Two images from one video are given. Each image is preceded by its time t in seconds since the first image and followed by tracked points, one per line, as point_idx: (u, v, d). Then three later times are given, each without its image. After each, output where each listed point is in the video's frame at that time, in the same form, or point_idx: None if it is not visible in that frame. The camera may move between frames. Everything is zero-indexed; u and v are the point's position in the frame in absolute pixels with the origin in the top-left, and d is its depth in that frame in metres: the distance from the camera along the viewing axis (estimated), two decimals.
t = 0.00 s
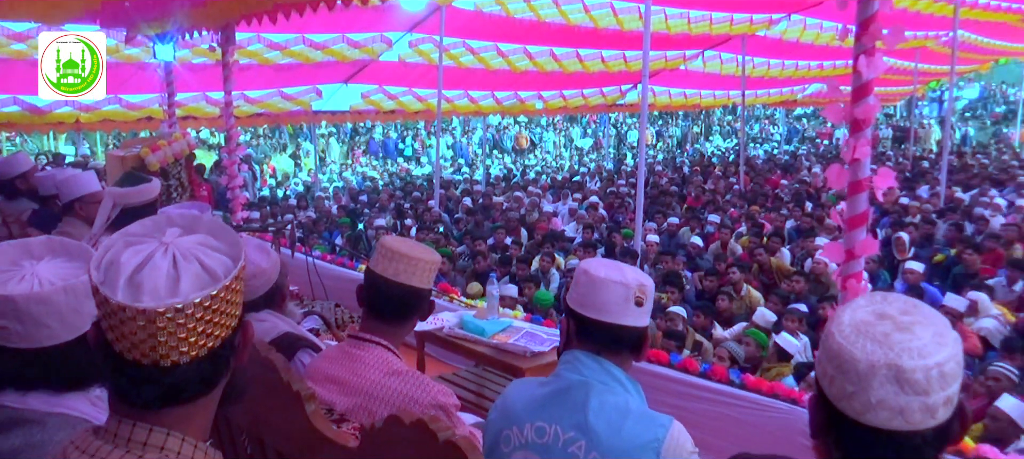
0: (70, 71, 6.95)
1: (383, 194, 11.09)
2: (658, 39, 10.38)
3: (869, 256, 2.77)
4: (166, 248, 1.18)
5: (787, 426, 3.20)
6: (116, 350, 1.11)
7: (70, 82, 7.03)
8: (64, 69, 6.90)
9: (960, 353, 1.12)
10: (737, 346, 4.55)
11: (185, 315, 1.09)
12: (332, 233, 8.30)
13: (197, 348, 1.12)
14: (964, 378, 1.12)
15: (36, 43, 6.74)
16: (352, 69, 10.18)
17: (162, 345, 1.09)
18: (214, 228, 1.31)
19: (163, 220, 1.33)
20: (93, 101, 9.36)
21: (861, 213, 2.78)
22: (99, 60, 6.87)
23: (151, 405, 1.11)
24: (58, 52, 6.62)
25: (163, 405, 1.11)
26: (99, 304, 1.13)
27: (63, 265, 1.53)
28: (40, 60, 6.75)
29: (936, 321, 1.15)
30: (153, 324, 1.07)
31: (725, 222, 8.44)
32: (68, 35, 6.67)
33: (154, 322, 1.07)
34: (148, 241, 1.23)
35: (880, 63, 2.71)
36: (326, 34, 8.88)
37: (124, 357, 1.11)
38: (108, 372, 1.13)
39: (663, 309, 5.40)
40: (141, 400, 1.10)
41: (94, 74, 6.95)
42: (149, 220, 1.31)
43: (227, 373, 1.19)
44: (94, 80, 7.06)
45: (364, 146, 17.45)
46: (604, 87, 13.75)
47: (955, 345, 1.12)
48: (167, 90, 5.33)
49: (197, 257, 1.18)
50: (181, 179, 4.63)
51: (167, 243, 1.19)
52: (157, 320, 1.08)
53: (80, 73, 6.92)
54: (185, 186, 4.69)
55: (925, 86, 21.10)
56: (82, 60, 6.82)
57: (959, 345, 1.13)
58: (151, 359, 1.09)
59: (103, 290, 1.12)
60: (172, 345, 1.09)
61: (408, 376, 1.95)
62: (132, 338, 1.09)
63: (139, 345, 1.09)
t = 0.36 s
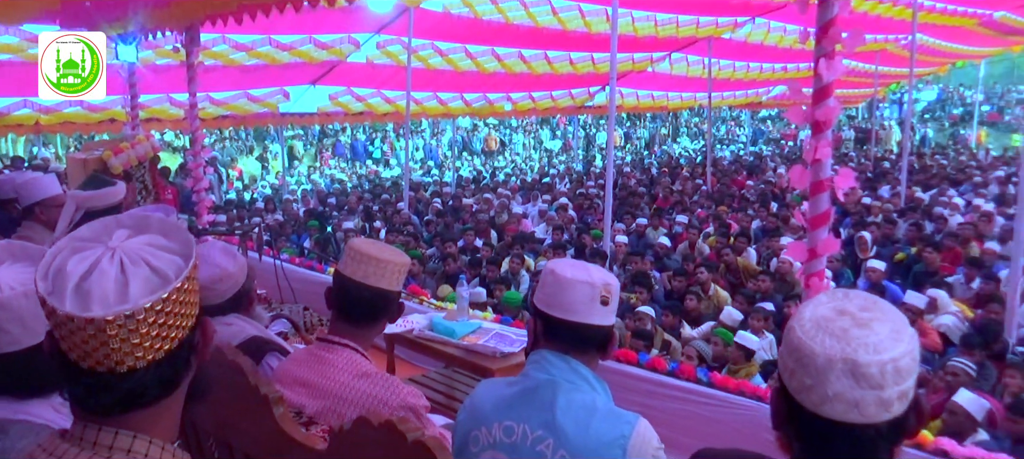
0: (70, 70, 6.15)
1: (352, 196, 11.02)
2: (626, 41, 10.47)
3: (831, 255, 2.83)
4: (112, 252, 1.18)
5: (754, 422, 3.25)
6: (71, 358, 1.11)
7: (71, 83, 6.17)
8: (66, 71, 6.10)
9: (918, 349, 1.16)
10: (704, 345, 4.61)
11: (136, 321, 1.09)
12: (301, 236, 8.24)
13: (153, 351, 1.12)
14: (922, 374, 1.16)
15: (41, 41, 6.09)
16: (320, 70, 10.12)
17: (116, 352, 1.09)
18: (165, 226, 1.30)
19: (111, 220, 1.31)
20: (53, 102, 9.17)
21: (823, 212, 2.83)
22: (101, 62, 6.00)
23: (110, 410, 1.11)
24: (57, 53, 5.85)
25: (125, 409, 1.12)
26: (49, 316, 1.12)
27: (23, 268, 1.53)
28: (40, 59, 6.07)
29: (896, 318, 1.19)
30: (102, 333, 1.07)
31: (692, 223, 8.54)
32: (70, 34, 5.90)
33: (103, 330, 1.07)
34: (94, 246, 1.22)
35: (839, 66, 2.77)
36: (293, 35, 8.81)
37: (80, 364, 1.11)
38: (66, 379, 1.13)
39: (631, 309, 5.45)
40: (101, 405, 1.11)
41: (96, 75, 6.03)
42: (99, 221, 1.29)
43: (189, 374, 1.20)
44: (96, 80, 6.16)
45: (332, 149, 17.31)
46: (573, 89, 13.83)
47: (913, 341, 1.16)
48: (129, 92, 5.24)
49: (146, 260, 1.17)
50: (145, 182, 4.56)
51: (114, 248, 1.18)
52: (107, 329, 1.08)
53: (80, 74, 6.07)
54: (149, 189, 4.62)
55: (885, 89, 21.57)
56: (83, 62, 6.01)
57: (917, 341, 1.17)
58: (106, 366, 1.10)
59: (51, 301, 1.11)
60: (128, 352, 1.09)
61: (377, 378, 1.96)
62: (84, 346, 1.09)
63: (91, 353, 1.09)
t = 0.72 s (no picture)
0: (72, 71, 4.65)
1: (324, 197, 10.95)
2: (597, 41, 10.54)
3: (797, 252, 2.87)
4: (77, 250, 1.17)
5: (724, 417, 3.30)
6: (37, 356, 1.11)
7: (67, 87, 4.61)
8: (64, 71, 4.54)
9: (880, 344, 1.18)
10: (677, 342, 4.66)
11: (103, 317, 1.09)
12: (273, 238, 8.16)
13: (120, 348, 1.12)
14: (883, 370, 1.17)
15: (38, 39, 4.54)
16: (291, 70, 10.04)
17: (82, 350, 1.09)
18: (133, 226, 1.29)
19: (77, 220, 1.29)
20: (16, 102, 8.97)
21: (789, 210, 2.88)
22: (103, 62, 4.51)
23: (79, 408, 1.11)
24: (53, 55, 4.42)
25: (93, 407, 1.12)
26: (14, 316, 1.12)
27: None
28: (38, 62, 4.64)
29: (860, 312, 1.21)
30: (68, 328, 1.07)
31: (665, 222, 8.62)
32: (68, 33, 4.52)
33: (69, 326, 1.07)
34: (60, 244, 1.21)
35: (805, 66, 2.82)
36: (263, 35, 8.73)
37: (47, 362, 1.11)
38: (32, 378, 1.13)
39: (604, 307, 5.49)
40: (68, 403, 1.11)
41: (98, 76, 4.52)
42: (65, 221, 1.28)
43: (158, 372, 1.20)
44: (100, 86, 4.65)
45: (304, 149, 17.16)
46: (545, 90, 13.87)
47: (876, 337, 1.18)
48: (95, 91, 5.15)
49: (112, 258, 1.17)
50: (112, 183, 4.49)
51: (79, 246, 1.17)
52: (72, 326, 1.08)
53: (80, 75, 4.51)
54: (116, 191, 4.54)
55: (852, 89, 21.94)
56: (83, 62, 4.51)
57: (881, 337, 1.19)
58: (74, 364, 1.09)
59: (16, 301, 1.11)
60: (92, 350, 1.09)
61: (349, 377, 1.96)
62: (50, 344, 1.09)
63: (58, 350, 1.09)
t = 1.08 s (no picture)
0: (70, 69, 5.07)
1: (295, 196, 10.86)
2: (568, 41, 10.58)
3: (763, 248, 2.92)
4: (38, 250, 1.17)
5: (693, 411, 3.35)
6: None
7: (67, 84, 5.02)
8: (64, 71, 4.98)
9: (832, 331, 1.21)
10: (647, 339, 4.71)
11: (61, 318, 1.08)
12: (242, 238, 8.09)
13: (80, 349, 1.11)
14: (836, 356, 1.20)
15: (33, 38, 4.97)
16: (260, 69, 9.95)
17: (40, 350, 1.08)
18: (98, 227, 1.29)
19: (43, 220, 1.30)
20: None
21: (755, 207, 2.93)
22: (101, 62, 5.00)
23: (40, 409, 1.11)
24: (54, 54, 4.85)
25: (55, 407, 1.12)
26: None
27: None
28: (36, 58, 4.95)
29: (815, 302, 1.25)
30: (26, 329, 1.07)
31: (635, 220, 8.69)
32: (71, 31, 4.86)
33: (26, 327, 1.06)
34: (22, 244, 1.21)
35: (768, 65, 2.87)
36: (231, 33, 8.63)
37: (5, 363, 1.10)
38: None
39: (575, 305, 5.53)
40: (28, 405, 1.11)
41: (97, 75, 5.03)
42: (30, 221, 1.28)
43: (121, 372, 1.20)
44: (98, 84, 5.14)
45: (273, 149, 17.01)
46: (516, 89, 13.89)
47: (828, 324, 1.21)
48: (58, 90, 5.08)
49: (74, 258, 1.17)
50: (77, 184, 4.43)
51: (39, 246, 1.17)
52: (29, 326, 1.07)
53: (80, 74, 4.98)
54: (81, 191, 4.49)
55: (819, 88, 22.28)
56: (82, 62, 4.98)
57: (834, 326, 1.22)
58: (32, 365, 1.09)
59: None
60: (51, 349, 1.09)
61: (319, 376, 1.96)
62: (8, 344, 1.08)
63: (15, 350, 1.08)
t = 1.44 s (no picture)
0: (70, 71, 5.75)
1: (262, 196, 10.75)
2: (536, 39, 10.60)
3: (727, 243, 2.97)
4: None
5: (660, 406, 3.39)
6: None
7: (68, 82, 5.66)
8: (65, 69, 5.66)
9: (784, 319, 1.25)
10: (616, 336, 4.74)
11: (15, 316, 1.07)
12: (208, 239, 7.99)
13: (35, 349, 1.10)
14: (788, 344, 1.24)
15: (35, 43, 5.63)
16: (225, 67, 9.82)
17: None
18: (59, 226, 1.28)
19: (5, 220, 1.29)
20: None
21: (719, 203, 2.98)
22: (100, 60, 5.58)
23: None
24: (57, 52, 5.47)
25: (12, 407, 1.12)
26: None
27: None
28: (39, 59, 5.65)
29: (768, 291, 1.28)
30: None
31: (604, 218, 8.74)
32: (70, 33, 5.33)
33: None
34: None
35: (731, 63, 2.91)
36: (195, 30, 8.51)
37: None
38: None
39: (545, 302, 5.55)
40: None
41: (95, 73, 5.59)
42: None
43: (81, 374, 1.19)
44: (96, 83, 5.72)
45: (240, 148, 16.80)
46: (485, 87, 13.88)
47: (780, 313, 1.25)
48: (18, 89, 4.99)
49: (30, 256, 1.15)
50: (37, 185, 4.35)
51: None
52: None
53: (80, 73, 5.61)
54: (41, 192, 4.41)
55: (784, 86, 22.60)
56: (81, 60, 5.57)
57: (786, 314, 1.26)
58: None
59: None
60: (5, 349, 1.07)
61: (285, 375, 1.96)
62: None
63: None
